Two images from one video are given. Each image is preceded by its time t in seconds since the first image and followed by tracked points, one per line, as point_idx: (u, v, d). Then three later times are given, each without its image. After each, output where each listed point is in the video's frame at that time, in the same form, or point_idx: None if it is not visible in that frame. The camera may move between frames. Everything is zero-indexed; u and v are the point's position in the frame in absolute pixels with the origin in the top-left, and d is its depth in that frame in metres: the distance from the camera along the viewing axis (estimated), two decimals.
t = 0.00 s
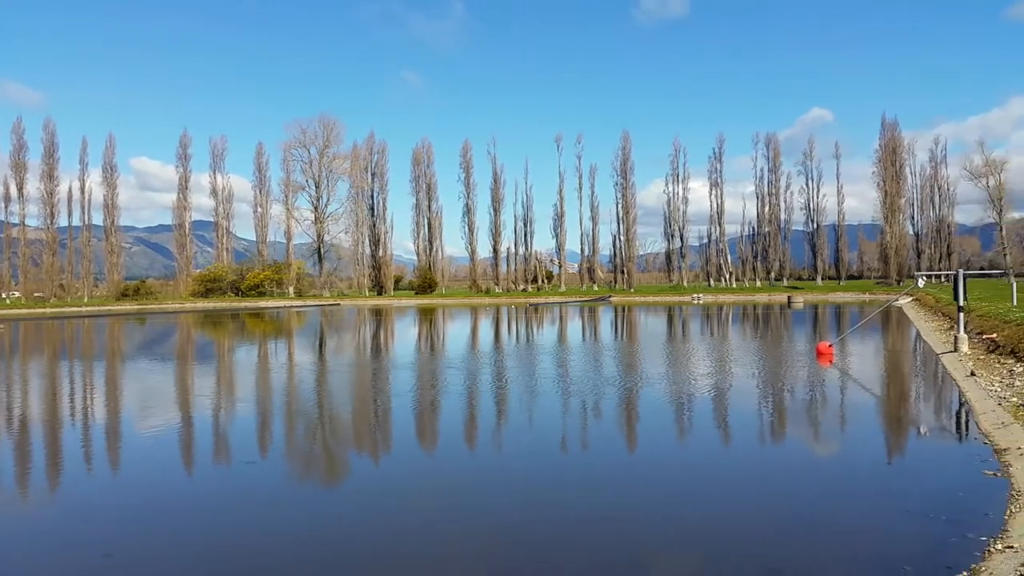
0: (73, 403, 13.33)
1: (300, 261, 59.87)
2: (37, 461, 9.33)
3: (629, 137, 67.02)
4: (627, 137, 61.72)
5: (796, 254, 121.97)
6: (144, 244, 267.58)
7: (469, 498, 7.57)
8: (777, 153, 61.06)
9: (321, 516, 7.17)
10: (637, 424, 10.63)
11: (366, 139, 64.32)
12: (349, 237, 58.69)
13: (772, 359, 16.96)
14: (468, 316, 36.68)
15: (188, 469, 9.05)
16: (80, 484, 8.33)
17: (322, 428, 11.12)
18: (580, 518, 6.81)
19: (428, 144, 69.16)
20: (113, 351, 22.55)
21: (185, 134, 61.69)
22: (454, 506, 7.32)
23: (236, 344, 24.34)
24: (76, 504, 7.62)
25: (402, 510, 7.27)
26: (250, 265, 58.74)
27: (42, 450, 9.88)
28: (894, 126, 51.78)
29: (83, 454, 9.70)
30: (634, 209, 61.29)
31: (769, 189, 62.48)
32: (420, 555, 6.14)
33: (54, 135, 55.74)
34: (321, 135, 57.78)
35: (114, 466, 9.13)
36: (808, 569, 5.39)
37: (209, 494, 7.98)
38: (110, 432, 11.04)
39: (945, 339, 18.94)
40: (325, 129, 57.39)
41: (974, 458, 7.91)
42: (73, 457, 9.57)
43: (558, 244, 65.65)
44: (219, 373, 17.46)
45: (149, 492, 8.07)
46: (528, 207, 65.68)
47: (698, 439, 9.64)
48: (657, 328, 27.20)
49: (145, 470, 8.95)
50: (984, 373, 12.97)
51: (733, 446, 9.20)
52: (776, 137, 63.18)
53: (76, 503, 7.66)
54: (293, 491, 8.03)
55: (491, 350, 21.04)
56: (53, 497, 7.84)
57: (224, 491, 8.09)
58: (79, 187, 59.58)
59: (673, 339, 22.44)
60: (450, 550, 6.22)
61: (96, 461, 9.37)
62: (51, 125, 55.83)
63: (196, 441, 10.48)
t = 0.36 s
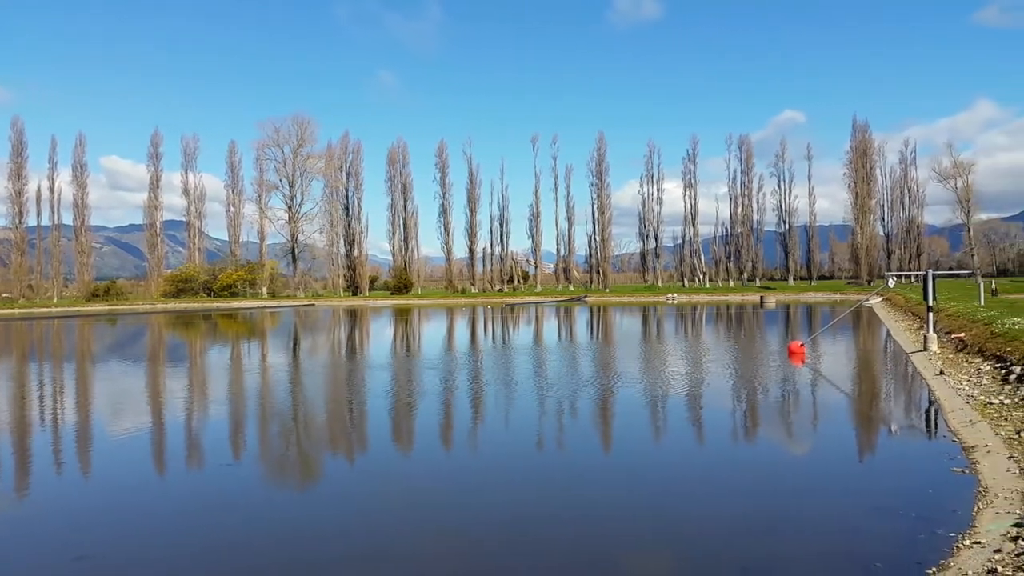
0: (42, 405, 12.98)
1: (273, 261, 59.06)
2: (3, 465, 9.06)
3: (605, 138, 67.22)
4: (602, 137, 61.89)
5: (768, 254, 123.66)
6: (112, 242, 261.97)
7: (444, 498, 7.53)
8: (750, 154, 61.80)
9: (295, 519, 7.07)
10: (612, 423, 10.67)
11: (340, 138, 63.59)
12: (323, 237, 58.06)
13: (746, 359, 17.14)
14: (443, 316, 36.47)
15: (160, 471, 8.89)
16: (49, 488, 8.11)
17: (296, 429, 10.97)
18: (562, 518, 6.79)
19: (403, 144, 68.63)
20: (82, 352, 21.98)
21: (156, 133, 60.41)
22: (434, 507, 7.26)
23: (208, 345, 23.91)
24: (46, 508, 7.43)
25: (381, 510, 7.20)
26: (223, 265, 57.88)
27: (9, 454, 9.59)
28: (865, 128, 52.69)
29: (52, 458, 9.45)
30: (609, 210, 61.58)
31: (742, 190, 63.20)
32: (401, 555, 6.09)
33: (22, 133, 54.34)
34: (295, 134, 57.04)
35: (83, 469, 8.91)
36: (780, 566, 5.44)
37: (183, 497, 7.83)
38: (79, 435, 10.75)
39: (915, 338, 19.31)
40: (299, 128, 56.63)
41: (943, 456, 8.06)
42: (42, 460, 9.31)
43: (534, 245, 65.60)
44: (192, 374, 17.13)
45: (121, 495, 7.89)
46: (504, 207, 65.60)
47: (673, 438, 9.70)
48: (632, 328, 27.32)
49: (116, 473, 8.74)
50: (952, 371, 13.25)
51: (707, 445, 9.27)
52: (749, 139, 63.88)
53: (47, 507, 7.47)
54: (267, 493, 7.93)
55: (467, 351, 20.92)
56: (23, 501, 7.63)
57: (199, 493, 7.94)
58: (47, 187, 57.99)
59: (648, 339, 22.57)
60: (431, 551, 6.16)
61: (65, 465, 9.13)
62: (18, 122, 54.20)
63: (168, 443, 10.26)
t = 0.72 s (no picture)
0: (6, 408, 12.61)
1: (245, 261, 58.13)
2: None
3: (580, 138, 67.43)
4: (577, 138, 62.08)
5: (739, 255, 125.47)
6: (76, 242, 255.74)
7: (419, 499, 7.45)
8: (722, 156, 62.54)
9: (266, 522, 6.92)
10: (586, 423, 10.69)
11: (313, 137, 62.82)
12: (296, 237, 57.32)
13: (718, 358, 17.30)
14: (417, 317, 36.23)
15: (128, 475, 8.66)
16: (13, 492, 7.88)
17: (268, 431, 10.78)
18: (537, 518, 6.77)
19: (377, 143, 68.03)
20: (49, 354, 21.40)
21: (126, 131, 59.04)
22: (408, 508, 7.20)
23: (178, 347, 23.43)
24: (10, 512, 7.22)
25: (355, 512, 7.12)
26: (193, 265, 56.93)
27: None
28: (835, 130, 53.68)
29: (16, 462, 9.18)
30: (583, 210, 61.82)
31: (714, 191, 63.92)
32: (376, 557, 6.02)
33: None
34: (267, 133, 56.22)
35: (49, 473, 8.67)
36: (753, 564, 5.49)
37: (152, 500, 7.65)
38: (45, 438, 10.46)
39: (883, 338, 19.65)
40: (271, 126, 55.84)
41: (911, 454, 8.22)
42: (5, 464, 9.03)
43: (508, 245, 65.54)
44: (162, 376, 16.77)
45: (89, 499, 7.69)
46: (479, 207, 65.44)
47: (646, 437, 9.74)
48: (606, 328, 27.44)
49: (82, 477, 8.52)
50: (920, 370, 13.53)
51: (681, 444, 9.33)
52: (721, 141, 64.66)
53: (11, 511, 7.26)
54: (238, 496, 7.79)
55: (442, 352, 20.79)
56: None
57: (169, 496, 7.77)
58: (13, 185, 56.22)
59: (622, 339, 22.69)
60: (406, 551, 6.11)
61: (29, 469, 8.87)
62: None
63: (137, 446, 10.03)
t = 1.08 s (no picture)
0: None
1: (215, 262, 57.15)
2: None
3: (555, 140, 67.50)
4: (551, 139, 62.22)
5: (712, 256, 127.13)
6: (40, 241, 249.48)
7: (394, 500, 7.38)
8: (694, 158, 63.26)
9: (238, 526, 6.78)
10: (560, 423, 10.70)
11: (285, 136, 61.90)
12: (268, 237, 56.54)
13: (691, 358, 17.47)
14: (392, 318, 35.98)
15: (96, 478, 8.45)
16: None
17: (239, 433, 10.60)
18: (513, 517, 6.75)
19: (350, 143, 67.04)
20: (13, 355, 20.80)
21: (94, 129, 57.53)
22: (382, 509, 7.12)
23: (148, 348, 22.98)
24: None
25: (331, 513, 7.03)
26: (162, 265, 55.78)
27: None
28: (804, 133, 54.64)
29: None
30: (557, 211, 62.03)
31: (686, 192, 64.63)
32: (351, 558, 5.95)
33: None
34: (238, 132, 55.35)
35: (15, 477, 8.43)
36: (726, 563, 5.51)
37: (122, 504, 7.47)
38: (10, 442, 10.15)
39: (852, 338, 19.97)
40: (242, 125, 54.99)
41: (880, 452, 8.36)
42: None
43: (482, 245, 65.43)
44: (130, 378, 16.41)
45: (54, 503, 7.49)
46: (453, 207, 65.23)
47: (619, 437, 9.78)
48: (580, 329, 27.55)
49: (49, 481, 8.29)
50: (888, 369, 13.82)
51: (653, 443, 9.37)
52: (694, 143, 65.28)
53: None
54: (208, 499, 7.63)
55: (416, 352, 20.66)
56: None
57: (139, 500, 7.59)
58: None
59: (595, 339, 22.81)
60: (381, 552, 6.04)
61: None
62: None
63: (106, 448, 9.78)
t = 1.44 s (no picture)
0: None
1: (188, 262, 56.19)
2: None
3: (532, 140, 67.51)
4: (528, 140, 62.23)
5: (687, 257, 128.09)
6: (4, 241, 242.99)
7: (369, 502, 7.30)
8: (669, 159, 63.78)
9: (214, 527, 6.68)
10: (537, 423, 10.70)
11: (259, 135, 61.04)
12: (242, 237, 55.72)
13: (667, 357, 17.61)
14: (368, 319, 35.66)
15: (67, 481, 8.27)
16: None
17: (213, 435, 10.44)
18: (491, 518, 6.73)
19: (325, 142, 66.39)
20: None
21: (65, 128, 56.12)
22: (359, 510, 7.05)
23: (120, 349, 22.51)
24: None
25: (307, 515, 6.95)
26: (134, 265, 54.68)
27: None
28: (777, 135, 55.38)
29: None
30: (534, 211, 62.08)
31: (662, 193, 65.13)
32: (328, 560, 5.88)
33: None
34: (211, 130, 54.46)
35: None
36: (700, 561, 5.53)
37: (94, 507, 7.31)
38: None
39: (825, 338, 20.28)
40: (216, 124, 54.12)
41: (852, 450, 8.49)
42: None
43: (459, 245, 65.23)
44: (101, 379, 16.04)
45: (24, 508, 7.31)
46: (430, 207, 64.90)
47: (595, 436, 9.82)
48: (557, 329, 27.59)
49: (17, 485, 8.08)
50: (860, 369, 14.05)
51: (630, 443, 9.41)
52: (669, 144, 65.80)
53: None
54: (182, 501, 7.50)
55: (392, 353, 20.50)
56: None
57: (111, 503, 7.44)
58: None
59: (572, 339, 22.89)
60: (357, 554, 5.99)
61: None
62: None
63: (76, 451, 9.55)
